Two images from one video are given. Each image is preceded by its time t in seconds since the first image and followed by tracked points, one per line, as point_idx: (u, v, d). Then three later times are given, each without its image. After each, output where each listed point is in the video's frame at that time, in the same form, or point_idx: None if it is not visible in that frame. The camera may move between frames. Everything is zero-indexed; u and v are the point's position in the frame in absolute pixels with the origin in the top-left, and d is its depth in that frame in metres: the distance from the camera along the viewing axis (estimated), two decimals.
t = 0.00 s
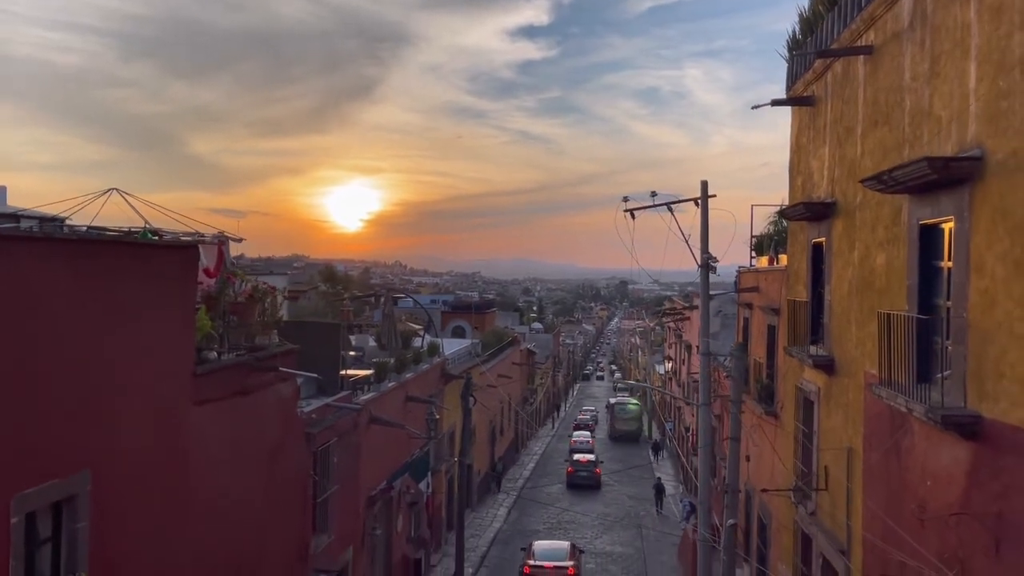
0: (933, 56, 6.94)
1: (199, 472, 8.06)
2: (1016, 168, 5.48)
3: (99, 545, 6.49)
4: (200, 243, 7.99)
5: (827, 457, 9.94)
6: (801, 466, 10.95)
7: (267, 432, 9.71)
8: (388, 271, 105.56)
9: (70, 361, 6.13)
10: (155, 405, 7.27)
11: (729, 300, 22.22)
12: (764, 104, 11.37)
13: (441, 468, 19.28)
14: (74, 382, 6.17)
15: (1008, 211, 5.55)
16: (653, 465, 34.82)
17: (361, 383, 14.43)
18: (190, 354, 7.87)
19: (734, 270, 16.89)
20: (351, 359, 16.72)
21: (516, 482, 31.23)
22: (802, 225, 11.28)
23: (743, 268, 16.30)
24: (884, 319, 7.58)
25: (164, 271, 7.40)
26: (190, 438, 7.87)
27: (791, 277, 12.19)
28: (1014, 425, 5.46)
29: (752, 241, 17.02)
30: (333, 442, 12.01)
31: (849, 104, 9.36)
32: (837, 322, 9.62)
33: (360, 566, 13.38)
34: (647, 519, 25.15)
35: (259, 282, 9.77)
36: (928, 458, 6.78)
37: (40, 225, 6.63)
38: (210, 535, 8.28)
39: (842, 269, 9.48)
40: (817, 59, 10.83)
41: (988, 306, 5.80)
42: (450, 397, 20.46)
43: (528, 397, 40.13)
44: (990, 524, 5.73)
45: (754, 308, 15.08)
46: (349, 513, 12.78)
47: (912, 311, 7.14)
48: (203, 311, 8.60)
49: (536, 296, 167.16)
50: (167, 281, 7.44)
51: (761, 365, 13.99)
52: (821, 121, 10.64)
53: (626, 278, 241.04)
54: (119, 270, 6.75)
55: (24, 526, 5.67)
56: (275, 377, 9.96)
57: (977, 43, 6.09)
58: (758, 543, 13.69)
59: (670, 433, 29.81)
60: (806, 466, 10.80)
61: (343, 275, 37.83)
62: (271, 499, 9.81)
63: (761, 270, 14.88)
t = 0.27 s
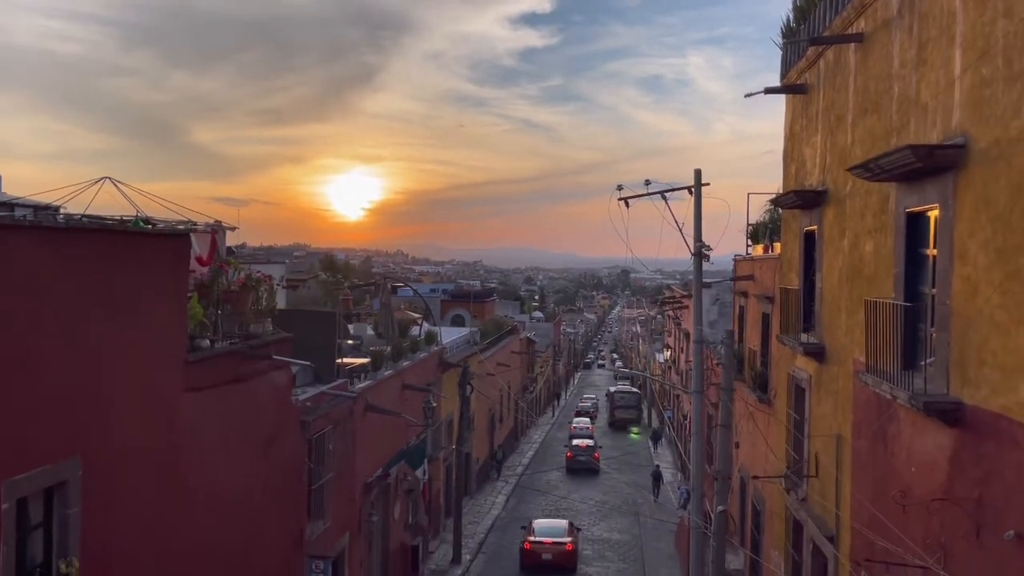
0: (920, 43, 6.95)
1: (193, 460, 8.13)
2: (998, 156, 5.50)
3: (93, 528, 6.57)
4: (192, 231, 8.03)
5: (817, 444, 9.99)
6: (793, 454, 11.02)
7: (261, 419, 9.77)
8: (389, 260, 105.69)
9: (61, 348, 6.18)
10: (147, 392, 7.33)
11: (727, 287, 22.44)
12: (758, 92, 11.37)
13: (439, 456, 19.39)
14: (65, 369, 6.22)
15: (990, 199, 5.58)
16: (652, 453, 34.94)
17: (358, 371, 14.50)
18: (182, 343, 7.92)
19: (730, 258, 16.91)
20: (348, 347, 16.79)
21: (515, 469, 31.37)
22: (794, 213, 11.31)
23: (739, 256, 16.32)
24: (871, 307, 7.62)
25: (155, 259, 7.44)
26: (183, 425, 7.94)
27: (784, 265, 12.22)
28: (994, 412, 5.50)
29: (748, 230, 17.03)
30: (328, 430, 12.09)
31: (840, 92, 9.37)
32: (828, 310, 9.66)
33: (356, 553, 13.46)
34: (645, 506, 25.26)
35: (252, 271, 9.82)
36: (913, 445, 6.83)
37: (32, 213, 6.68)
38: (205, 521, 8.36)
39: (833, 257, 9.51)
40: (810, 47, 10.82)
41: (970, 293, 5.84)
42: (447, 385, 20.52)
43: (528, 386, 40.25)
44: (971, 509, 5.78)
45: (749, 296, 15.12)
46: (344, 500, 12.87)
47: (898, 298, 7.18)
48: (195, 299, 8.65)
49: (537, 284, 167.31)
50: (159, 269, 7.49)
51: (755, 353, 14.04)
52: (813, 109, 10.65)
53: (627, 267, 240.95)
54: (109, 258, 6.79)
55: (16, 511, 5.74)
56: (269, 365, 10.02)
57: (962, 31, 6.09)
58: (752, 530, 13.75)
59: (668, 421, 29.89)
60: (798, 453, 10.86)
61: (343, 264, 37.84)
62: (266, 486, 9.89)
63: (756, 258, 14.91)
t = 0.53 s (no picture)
0: (908, 31, 6.95)
1: (186, 448, 8.18)
2: (981, 144, 5.52)
3: (84, 515, 6.63)
4: (183, 221, 8.06)
5: (808, 430, 10.05)
6: (784, 440, 11.09)
7: (255, 407, 9.82)
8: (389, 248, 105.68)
9: (51, 338, 6.22)
10: (139, 381, 7.37)
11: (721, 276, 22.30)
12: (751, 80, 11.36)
13: (435, 443, 19.47)
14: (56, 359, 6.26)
15: (974, 186, 5.60)
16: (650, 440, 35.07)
17: (353, 359, 14.55)
18: (174, 332, 7.96)
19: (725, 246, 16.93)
20: (344, 335, 16.84)
21: (513, 457, 31.51)
22: (787, 200, 11.32)
23: (734, 244, 16.34)
24: (859, 294, 7.65)
25: (147, 248, 7.47)
26: (175, 413, 7.99)
27: (777, 253, 12.24)
28: (976, 398, 5.54)
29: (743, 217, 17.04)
30: (323, 418, 12.15)
31: (832, 80, 9.36)
32: (819, 297, 9.69)
33: (352, 540, 13.56)
34: (642, 493, 25.38)
35: (245, 260, 9.84)
36: (899, 431, 6.88)
37: (24, 202, 6.70)
38: (198, 509, 8.42)
39: (824, 244, 9.53)
40: (803, 34, 10.80)
41: (954, 281, 5.87)
42: (444, 373, 20.57)
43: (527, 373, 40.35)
44: (954, 495, 5.83)
45: (744, 284, 15.15)
46: (340, 488, 12.95)
47: (885, 286, 7.21)
48: (187, 288, 8.68)
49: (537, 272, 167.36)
50: (150, 259, 7.52)
51: (750, 340, 14.09)
52: (805, 96, 10.64)
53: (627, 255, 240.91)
54: (100, 247, 6.81)
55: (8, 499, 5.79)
56: (263, 354, 10.06)
57: (948, 19, 6.09)
58: (745, 516, 13.84)
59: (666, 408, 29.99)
60: (789, 439, 10.93)
61: (342, 252, 37.83)
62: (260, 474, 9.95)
63: (750, 245, 14.93)
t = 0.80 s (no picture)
0: (900, 15, 6.92)
1: (180, 435, 8.20)
2: (971, 129, 5.51)
3: (77, 502, 6.64)
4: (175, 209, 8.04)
5: (802, 416, 10.07)
6: (779, 426, 11.12)
7: (249, 395, 9.84)
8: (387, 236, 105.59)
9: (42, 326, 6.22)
10: (132, 369, 7.38)
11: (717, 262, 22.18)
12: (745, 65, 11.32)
13: (432, 430, 19.53)
14: (47, 346, 6.26)
15: (964, 171, 5.59)
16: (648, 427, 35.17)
17: (349, 347, 14.57)
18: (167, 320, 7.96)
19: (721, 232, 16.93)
20: (340, 323, 16.86)
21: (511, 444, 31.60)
22: (781, 187, 11.31)
23: (729, 231, 16.34)
24: (851, 280, 7.66)
25: (139, 236, 7.46)
26: (169, 401, 8.00)
27: (771, 239, 12.24)
28: (965, 383, 5.56)
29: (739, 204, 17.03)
30: (319, 406, 12.18)
31: (825, 65, 9.33)
32: (812, 283, 9.70)
33: (349, 526, 13.63)
34: (639, 479, 25.49)
35: (238, 248, 9.83)
36: (890, 416, 6.90)
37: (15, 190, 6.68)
38: (193, 495, 8.45)
39: (817, 230, 9.53)
40: (797, 19, 10.75)
41: (944, 266, 5.88)
42: (441, 361, 20.60)
43: (525, 361, 40.42)
44: (943, 479, 5.86)
45: (739, 270, 15.15)
46: (336, 475, 13.00)
47: (877, 271, 7.22)
48: (180, 276, 8.68)
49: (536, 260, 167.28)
50: (142, 247, 7.51)
51: (745, 327, 14.11)
52: (800, 82, 10.61)
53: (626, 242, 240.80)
54: (91, 236, 6.80)
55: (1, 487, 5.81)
56: (257, 342, 10.07)
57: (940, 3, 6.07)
58: (740, 502, 13.91)
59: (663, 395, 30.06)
60: (783, 425, 10.96)
61: (339, 240, 37.79)
62: (255, 461, 9.98)
63: (746, 232, 14.92)
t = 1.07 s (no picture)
0: None
1: (177, 424, 8.19)
2: (969, 113, 5.47)
3: (74, 492, 6.64)
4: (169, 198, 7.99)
5: (799, 402, 10.08)
6: (776, 412, 11.13)
7: (246, 384, 9.83)
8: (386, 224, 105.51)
9: (37, 316, 6.20)
10: (127, 359, 7.36)
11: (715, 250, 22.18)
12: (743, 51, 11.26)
13: (431, 418, 19.56)
14: (41, 336, 6.24)
15: (961, 156, 5.56)
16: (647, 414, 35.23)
17: (347, 335, 14.56)
18: (162, 309, 7.94)
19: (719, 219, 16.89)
20: (338, 312, 16.85)
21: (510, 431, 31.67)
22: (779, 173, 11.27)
23: (728, 217, 16.30)
24: (848, 266, 7.64)
25: (133, 225, 7.42)
26: (165, 390, 7.99)
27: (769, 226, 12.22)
28: (961, 368, 5.55)
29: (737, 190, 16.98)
30: (316, 394, 12.18)
31: (823, 50, 9.27)
32: (810, 269, 9.68)
33: (348, 514, 13.67)
34: (638, 465, 25.56)
35: (234, 236, 9.80)
36: (887, 402, 6.90)
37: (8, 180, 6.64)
38: (190, 484, 8.45)
39: (815, 216, 9.50)
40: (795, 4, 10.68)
41: (941, 251, 5.85)
42: (440, 349, 20.60)
43: (524, 348, 40.45)
44: (939, 464, 5.86)
45: (738, 257, 15.13)
46: (335, 463, 13.03)
47: (874, 258, 7.20)
48: (175, 265, 8.65)
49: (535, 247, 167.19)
50: (137, 236, 7.47)
51: (743, 314, 14.10)
52: (797, 67, 10.55)
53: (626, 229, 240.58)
54: (84, 225, 6.76)
55: None
56: (254, 331, 10.05)
57: None
58: (738, 488, 13.95)
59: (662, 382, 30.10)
60: (781, 411, 10.98)
61: (338, 229, 37.74)
62: (253, 450, 9.97)
63: (744, 219, 14.89)
